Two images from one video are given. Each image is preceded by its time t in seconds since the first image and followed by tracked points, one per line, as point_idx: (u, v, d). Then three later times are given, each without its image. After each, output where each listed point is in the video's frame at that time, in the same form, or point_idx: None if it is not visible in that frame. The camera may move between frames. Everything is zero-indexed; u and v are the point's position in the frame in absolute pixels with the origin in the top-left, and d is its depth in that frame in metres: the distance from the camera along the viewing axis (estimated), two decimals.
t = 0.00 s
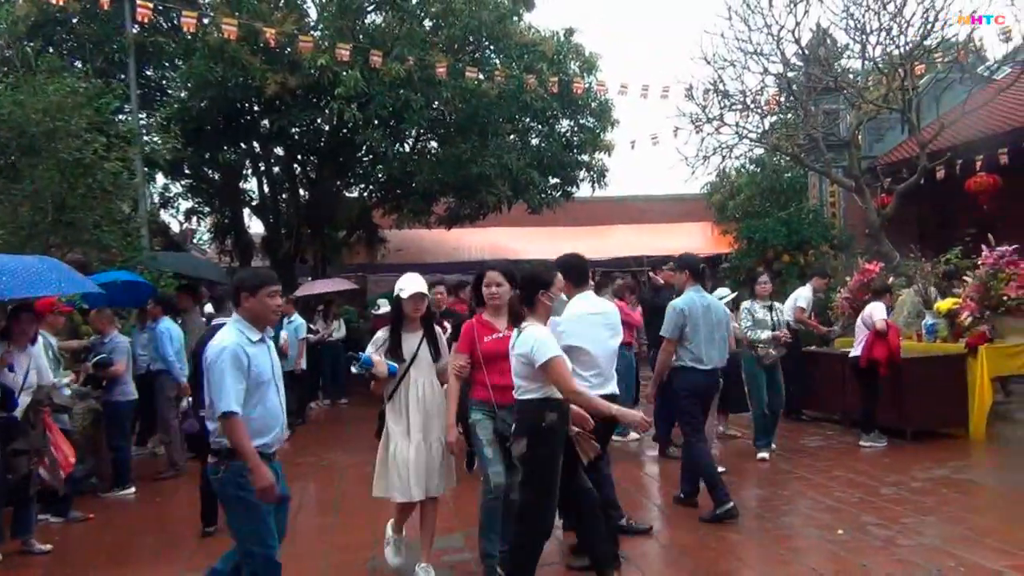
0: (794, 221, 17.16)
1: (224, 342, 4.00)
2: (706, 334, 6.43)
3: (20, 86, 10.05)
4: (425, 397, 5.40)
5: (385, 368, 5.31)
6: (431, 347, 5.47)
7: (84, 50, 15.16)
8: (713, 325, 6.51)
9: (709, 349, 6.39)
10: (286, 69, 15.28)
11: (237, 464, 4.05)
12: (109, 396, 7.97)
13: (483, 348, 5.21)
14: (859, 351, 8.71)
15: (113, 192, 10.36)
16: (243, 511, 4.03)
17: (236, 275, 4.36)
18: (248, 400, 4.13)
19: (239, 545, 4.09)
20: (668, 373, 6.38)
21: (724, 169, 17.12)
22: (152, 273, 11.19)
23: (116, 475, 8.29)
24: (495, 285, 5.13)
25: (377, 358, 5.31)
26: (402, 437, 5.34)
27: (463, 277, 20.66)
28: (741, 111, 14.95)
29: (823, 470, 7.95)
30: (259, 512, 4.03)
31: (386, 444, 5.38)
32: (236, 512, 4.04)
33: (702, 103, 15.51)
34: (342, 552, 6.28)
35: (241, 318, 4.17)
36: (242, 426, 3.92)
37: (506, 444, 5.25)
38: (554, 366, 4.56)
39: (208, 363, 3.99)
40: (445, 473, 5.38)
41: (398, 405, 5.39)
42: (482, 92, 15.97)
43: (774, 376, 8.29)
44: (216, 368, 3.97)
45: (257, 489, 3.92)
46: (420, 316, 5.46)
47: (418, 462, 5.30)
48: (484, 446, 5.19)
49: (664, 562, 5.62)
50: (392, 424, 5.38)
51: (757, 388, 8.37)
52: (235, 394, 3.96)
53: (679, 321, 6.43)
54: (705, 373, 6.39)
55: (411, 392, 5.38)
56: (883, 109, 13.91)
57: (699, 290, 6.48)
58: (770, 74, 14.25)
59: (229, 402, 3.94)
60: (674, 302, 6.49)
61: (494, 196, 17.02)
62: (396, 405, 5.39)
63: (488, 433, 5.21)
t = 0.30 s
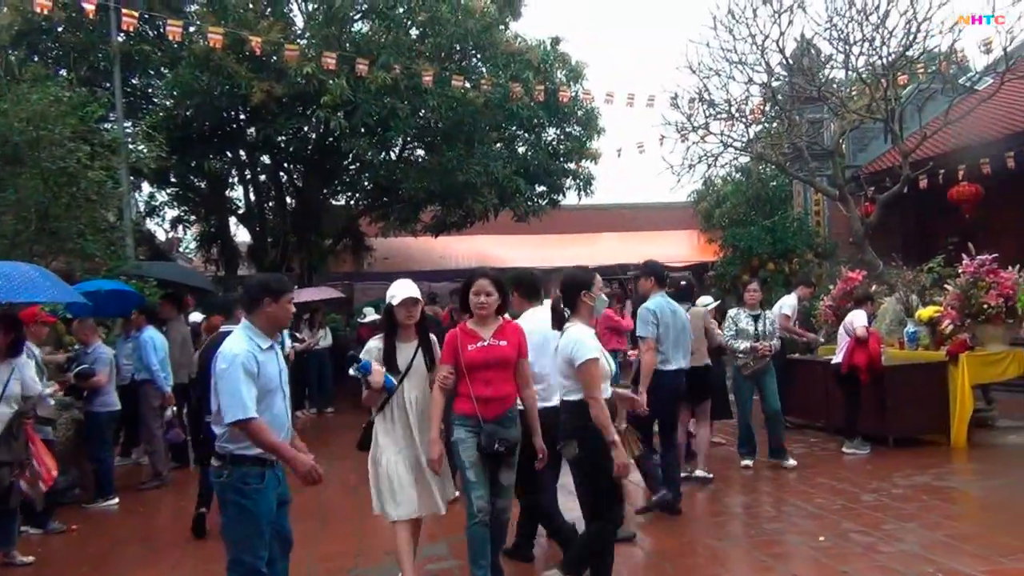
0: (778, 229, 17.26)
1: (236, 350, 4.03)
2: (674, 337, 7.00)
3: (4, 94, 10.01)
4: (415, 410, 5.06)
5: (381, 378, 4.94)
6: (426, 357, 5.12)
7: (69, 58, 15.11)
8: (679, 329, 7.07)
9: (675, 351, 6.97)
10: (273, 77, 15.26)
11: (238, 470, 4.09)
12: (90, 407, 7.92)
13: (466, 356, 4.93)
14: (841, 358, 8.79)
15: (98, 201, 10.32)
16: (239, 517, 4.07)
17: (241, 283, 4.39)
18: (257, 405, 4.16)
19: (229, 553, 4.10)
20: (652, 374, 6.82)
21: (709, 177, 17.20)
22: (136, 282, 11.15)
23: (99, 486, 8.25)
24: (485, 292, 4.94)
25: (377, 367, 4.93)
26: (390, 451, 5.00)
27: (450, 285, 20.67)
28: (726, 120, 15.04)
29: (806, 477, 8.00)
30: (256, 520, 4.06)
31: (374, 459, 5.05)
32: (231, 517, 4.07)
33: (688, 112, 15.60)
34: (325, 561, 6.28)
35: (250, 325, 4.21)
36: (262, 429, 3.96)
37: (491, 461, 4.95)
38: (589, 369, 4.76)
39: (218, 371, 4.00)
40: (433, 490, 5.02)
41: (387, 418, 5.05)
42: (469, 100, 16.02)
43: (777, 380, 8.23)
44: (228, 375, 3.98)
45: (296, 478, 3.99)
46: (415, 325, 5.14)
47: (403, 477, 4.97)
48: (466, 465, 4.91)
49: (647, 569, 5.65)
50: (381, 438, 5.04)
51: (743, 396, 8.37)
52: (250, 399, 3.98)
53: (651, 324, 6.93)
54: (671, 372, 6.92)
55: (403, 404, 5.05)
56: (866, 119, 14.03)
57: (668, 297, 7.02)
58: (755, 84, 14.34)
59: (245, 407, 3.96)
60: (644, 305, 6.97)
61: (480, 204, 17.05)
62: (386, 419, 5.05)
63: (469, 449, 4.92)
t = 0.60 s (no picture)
0: (766, 229, 17.35)
1: (253, 346, 4.12)
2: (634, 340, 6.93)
3: None
4: (408, 413, 4.80)
5: (370, 381, 4.70)
6: (413, 356, 4.90)
7: (56, 57, 15.05)
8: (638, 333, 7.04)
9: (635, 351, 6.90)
10: (260, 77, 15.21)
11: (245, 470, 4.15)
12: (74, 407, 7.91)
13: (458, 358, 4.83)
14: (827, 356, 8.85)
15: (84, 201, 10.29)
16: (244, 514, 4.12)
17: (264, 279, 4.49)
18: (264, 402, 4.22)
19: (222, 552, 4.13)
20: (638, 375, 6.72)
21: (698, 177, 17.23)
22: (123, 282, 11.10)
23: (86, 486, 8.22)
24: (483, 293, 4.86)
25: (366, 369, 4.69)
26: (381, 456, 4.74)
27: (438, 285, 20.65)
28: (714, 120, 15.09)
29: (792, 476, 8.04)
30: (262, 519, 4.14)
31: (362, 463, 4.79)
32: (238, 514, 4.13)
33: (676, 112, 15.66)
34: (313, 561, 6.27)
35: (265, 323, 4.28)
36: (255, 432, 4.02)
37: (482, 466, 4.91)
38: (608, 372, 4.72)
39: (234, 365, 4.09)
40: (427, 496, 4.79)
41: (376, 421, 4.79)
42: (457, 99, 16.02)
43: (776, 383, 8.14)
44: (242, 371, 4.07)
45: (251, 499, 4.05)
46: (401, 324, 4.93)
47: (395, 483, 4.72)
48: (457, 472, 4.89)
49: (633, 569, 5.66)
50: (371, 443, 4.77)
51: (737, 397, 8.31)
52: (256, 398, 4.05)
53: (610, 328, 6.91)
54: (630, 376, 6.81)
55: (395, 407, 4.79)
56: (853, 119, 14.10)
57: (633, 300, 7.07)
58: (743, 83, 14.39)
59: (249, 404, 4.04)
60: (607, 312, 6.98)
61: (469, 204, 17.05)
62: (377, 422, 4.79)
63: (457, 454, 4.89)
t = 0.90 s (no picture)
0: (753, 229, 17.42)
1: (274, 341, 4.29)
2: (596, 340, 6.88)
3: None
4: (407, 424, 4.45)
5: (351, 391, 4.42)
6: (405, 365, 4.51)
7: (40, 58, 14.95)
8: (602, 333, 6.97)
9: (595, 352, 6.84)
10: (247, 78, 15.17)
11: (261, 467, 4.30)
12: (57, 411, 7.87)
13: (464, 367, 4.47)
14: (813, 356, 8.89)
15: (70, 202, 10.22)
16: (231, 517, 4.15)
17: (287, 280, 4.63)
18: (282, 397, 4.39)
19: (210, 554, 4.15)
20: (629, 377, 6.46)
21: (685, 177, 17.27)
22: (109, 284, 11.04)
23: (71, 490, 8.18)
24: (493, 295, 4.52)
25: (346, 378, 4.46)
26: (379, 470, 4.40)
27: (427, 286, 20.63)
28: (701, 120, 15.12)
29: (779, 476, 8.07)
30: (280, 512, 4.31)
31: (357, 478, 4.46)
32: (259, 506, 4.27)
33: (664, 113, 15.69)
34: (300, 564, 6.25)
35: (287, 322, 4.45)
36: (267, 424, 4.16)
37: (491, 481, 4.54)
38: (682, 359, 4.85)
39: (254, 359, 4.26)
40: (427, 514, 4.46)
41: (372, 433, 4.43)
42: (445, 100, 16.00)
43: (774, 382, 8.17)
44: (262, 365, 4.23)
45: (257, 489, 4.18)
46: (397, 327, 4.55)
47: (394, 499, 4.37)
48: (463, 488, 4.53)
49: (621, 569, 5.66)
50: (366, 456, 4.43)
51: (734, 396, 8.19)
52: (271, 391, 4.21)
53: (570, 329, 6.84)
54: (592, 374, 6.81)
55: (393, 418, 4.44)
56: (840, 120, 14.17)
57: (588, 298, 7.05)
58: (730, 84, 14.43)
59: (264, 397, 4.19)
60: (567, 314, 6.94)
61: (457, 205, 17.03)
62: (369, 435, 4.44)
63: (463, 469, 4.52)
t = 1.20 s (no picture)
0: (742, 231, 17.47)
1: (286, 342, 4.41)
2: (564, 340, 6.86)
3: None
4: (409, 434, 4.28)
5: (352, 399, 4.27)
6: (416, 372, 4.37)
7: (27, 59, 14.86)
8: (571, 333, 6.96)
9: (567, 354, 6.85)
10: (236, 80, 15.14)
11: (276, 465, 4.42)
12: (40, 414, 7.84)
13: (473, 367, 4.24)
14: (801, 358, 8.93)
15: (55, 204, 10.17)
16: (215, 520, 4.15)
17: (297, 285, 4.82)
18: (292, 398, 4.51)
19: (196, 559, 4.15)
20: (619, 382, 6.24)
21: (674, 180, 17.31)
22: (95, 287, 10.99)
23: (57, 493, 8.14)
24: (501, 291, 4.31)
25: (345, 388, 4.28)
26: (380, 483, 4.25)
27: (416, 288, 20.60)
28: (690, 123, 15.15)
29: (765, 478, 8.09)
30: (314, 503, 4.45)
31: (358, 493, 4.29)
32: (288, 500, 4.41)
33: (653, 115, 15.73)
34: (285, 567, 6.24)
35: (297, 325, 4.61)
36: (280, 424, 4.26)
37: (508, 488, 4.24)
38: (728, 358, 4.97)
39: (268, 360, 4.38)
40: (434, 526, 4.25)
41: (372, 443, 4.27)
42: (435, 102, 16.00)
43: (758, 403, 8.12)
44: (276, 365, 4.35)
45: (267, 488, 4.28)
46: (403, 331, 4.40)
47: (398, 513, 4.21)
48: (483, 492, 4.17)
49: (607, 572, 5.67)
50: (366, 468, 4.27)
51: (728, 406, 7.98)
52: (286, 391, 4.31)
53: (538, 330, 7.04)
54: (566, 374, 6.81)
55: (395, 427, 4.28)
56: (828, 122, 14.22)
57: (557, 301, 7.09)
58: (719, 87, 14.48)
59: (278, 397, 4.29)
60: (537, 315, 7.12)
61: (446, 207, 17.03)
62: (371, 445, 4.28)
63: (482, 472, 4.21)
